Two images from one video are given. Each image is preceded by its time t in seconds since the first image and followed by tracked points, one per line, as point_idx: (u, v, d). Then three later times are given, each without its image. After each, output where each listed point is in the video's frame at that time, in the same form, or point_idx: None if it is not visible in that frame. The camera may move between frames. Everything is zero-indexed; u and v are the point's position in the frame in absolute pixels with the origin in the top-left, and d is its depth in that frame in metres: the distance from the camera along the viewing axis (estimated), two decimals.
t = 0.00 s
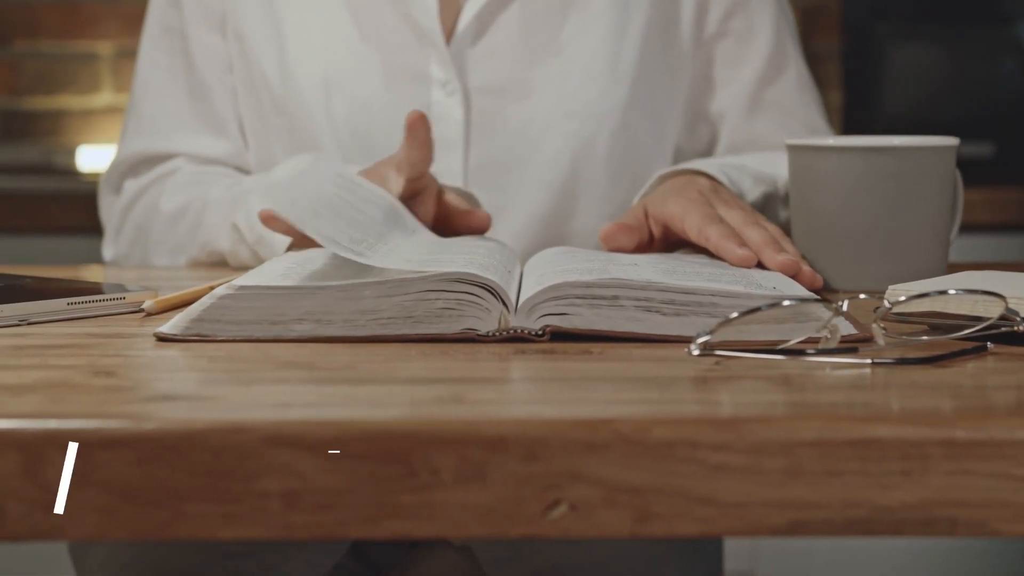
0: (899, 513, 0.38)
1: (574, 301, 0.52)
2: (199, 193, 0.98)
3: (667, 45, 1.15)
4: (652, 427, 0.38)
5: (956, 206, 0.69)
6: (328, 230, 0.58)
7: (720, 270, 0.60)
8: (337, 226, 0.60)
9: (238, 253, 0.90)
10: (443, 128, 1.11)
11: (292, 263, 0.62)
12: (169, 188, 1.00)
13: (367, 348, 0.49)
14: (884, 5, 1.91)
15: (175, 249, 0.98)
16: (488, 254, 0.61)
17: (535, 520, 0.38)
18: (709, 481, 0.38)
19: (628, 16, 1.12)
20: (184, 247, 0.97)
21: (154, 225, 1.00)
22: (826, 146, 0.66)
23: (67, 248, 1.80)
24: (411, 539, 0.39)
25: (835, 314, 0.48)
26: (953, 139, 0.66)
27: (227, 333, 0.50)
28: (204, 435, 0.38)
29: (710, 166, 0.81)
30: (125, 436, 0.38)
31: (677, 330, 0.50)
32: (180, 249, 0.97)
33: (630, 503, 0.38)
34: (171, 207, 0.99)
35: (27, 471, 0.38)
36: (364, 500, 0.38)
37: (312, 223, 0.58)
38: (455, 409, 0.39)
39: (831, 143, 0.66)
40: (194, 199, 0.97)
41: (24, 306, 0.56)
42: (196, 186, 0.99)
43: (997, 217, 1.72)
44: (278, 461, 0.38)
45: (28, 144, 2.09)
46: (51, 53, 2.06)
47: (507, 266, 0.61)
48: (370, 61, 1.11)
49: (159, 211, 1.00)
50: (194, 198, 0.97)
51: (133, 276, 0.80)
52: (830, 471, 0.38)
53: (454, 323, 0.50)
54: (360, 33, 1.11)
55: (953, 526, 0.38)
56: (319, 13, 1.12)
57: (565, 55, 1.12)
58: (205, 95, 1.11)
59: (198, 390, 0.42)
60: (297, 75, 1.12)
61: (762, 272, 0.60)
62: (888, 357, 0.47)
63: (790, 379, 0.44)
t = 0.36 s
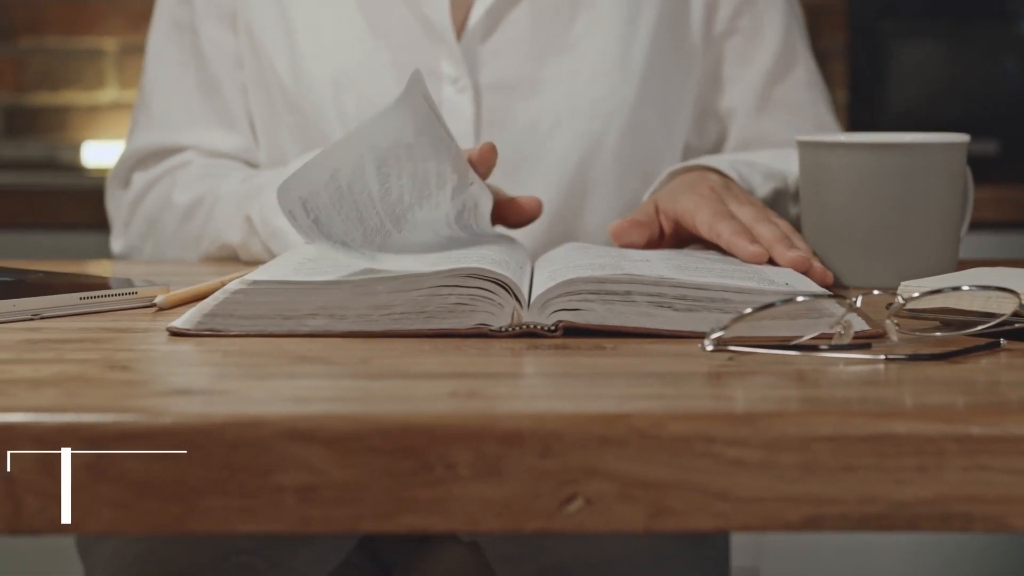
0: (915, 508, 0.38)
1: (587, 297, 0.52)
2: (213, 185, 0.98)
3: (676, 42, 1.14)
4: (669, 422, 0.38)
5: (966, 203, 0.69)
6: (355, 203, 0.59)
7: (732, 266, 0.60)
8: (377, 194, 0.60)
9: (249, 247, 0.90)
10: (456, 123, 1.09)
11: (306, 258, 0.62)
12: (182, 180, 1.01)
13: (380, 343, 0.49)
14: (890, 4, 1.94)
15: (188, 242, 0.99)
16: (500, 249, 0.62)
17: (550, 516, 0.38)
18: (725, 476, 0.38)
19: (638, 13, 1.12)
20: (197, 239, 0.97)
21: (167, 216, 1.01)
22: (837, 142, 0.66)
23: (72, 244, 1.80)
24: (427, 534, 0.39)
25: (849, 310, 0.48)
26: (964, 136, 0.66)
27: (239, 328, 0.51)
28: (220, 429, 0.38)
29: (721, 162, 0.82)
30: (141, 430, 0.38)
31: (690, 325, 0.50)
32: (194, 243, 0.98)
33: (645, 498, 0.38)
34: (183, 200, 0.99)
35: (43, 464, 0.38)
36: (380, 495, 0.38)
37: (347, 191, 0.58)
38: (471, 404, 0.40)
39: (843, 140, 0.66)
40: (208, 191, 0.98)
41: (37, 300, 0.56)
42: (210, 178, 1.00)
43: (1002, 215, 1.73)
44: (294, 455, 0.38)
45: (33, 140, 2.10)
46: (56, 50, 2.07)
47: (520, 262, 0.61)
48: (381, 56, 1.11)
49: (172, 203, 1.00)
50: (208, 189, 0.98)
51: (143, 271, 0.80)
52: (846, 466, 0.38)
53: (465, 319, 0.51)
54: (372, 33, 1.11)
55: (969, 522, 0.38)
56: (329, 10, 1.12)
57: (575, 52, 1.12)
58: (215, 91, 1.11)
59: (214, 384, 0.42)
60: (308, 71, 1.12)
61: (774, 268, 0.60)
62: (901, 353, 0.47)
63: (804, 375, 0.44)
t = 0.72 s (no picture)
0: (919, 504, 0.38)
1: (591, 294, 0.52)
2: (220, 175, 0.99)
3: (679, 40, 1.15)
4: (673, 418, 0.38)
5: (969, 199, 0.69)
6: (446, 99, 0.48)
7: (734, 262, 0.60)
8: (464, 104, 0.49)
9: (257, 240, 0.92)
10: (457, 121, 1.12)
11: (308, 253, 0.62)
12: (186, 169, 1.01)
13: (383, 338, 0.49)
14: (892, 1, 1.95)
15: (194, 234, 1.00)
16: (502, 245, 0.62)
17: (554, 512, 0.38)
18: (729, 472, 0.38)
19: (640, 10, 1.13)
20: (204, 229, 0.98)
21: (172, 204, 1.01)
22: (841, 139, 0.66)
23: (73, 240, 1.80)
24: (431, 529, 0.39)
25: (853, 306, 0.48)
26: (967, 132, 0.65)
27: (242, 323, 0.51)
28: (225, 425, 0.38)
29: (724, 157, 0.81)
30: (146, 425, 0.38)
31: (695, 322, 0.50)
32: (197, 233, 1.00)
33: (649, 494, 0.38)
34: (190, 187, 0.99)
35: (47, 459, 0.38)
36: (384, 491, 0.38)
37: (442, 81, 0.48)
38: (475, 400, 0.40)
39: (847, 136, 0.66)
40: (215, 182, 0.98)
41: (40, 295, 0.56)
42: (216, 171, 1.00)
43: (1002, 212, 1.73)
44: (297, 451, 0.38)
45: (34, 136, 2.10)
46: (56, 46, 2.07)
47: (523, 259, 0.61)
48: (383, 51, 1.13)
49: (178, 190, 1.00)
50: (217, 177, 0.98)
51: (145, 266, 0.80)
52: (851, 462, 0.38)
53: (470, 314, 0.51)
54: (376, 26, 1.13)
55: (973, 518, 0.38)
56: (333, 8, 1.14)
57: (578, 49, 1.13)
58: (220, 81, 1.10)
59: (218, 379, 0.42)
60: (313, 70, 1.13)
61: (777, 265, 0.60)
62: (904, 349, 0.47)
63: (807, 371, 0.44)
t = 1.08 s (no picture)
0: (916, 500, 0.38)
1: (588, 289, 0.52)
2: (219, 169, 0.99)
3: (678, 34, 1.15)
4: (669, 413, 0.38)
5: (968, 194, 0.69)
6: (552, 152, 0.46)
7: (731, 258, 0.60)
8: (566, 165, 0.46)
9: (254, 234, 0.90)
10: (455, 115, 1.11)
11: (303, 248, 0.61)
12: (186, 161, 1.01)
13: (379, 333, 0.49)
14: None
15: (191, 226, 1.00)
16: (498, 240, 0.61)
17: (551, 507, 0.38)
18: (725, 467, 0.38)
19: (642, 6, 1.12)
20: (203, 222, 0.98)
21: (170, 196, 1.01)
22: (840, 133, 0.65)
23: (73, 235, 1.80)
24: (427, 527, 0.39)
25: (850, 301, 0.48)
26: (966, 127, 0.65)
27: (237, 319, 0.50)
28: (220, 419, 0.38)
29: (724, 152, 0.81)
30: (141, 420, 0.38)
31: (692, 317, 0.50)
32: (196, 227, 0.99)
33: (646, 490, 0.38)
34: (190, 180, 0.99)
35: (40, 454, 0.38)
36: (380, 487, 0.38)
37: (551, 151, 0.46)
38: (473, 394, 0.39)
39: (846, 130, 0.65)
40: (214, 174, 0.98)
41: (36, 290, 0.56)
42: (216, 164, 1.00)
43: (1001, 207, 1.73)
44: (291, 447, 0.38)
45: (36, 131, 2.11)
46: (60, 41, 2.10)
47: (519, 254, 0.61)
48: (384, 47, 1.12)
49: (176, 182, 1.00)
50: (217, 171, 0.98)
51: (143, 261, 0.80)
52: (847, 457, 0.38)
53: (466, 308, 0.50)
54: (375, 20, 1.12)
55: (970, 514, 0.38)
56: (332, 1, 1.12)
57: (576, 42, 1.13)
58: (220, 73, 1.11)
59: (214, 374, 0.42)
60: (312, 62, 1.12)
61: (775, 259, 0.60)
62: (901, 344, 0.47)
63: (803, 366, 0.44)
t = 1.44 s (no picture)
0: (905, 495, 0.38)
1: (578, 284, 0.51)
2: (212, 163, 0.99)
3: (671, 28, 1.14)
4: (656, 408, 0.38)
5: (962, 189, 0.69)
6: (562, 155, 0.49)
7: (724, 252, 0.59)
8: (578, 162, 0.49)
9: (247, 232, 0.89)
10: (447, 109, 1.12)
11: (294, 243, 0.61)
12: (179, 154, 1.00)
13: (368, 329, 0.49)
14: None
15: (184, 221, 0.99)
16: (489, 233, 0.61)
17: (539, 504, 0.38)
18: (713, 463, 0.38)
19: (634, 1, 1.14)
20: (197, 216, 0.98)
21: (163, 190, 1.00)
22: (835, 128, 0.65)
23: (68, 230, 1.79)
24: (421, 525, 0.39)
25: (840, 295, 0.48)
26: (960, 122, 0.65)
27: (227, 314, 0.50)
28: (205, 414, 0.37)
29: (719, 146, 0.81)
30: (126, 415, 0.38)
31: (683, 312, 0.50)
32: (190, 221, 0.99)
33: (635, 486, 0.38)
34: (183, 173, 0.99)
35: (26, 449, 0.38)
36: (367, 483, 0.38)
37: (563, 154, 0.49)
38: (461, 390, 0.39)
39: (841, 125, 0.65)
40: (207, 168, 0.98)
41: (26, 285, 0.56)
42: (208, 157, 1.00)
43: (998, 202, 1.73)
44: (277, 442, 0.37)
45: (32, 126, 2.11)
46: (57, 36, 2.10)
47: (511, 248, 0.60)
48: (375, 38, 1.12)
49: (168, 176, 0.99)
50: (211, 164, 0.98)
51: (134, 256, 0.80)
52: (836, 452, 0.38)
53: (456, 304, 0.50)
54: (366, 12, 1.12)
55: (959, 509, 0.38)
56: None
57: (568, 35, 1.13)
58: (213, 65, 1.11)
59: (201, 369, 0.42)
60: (303, 55, 1.12)
61: (768, 254, 0.60)
62: (892, 339, 0.47)
63: (793, 361, 0.44)
